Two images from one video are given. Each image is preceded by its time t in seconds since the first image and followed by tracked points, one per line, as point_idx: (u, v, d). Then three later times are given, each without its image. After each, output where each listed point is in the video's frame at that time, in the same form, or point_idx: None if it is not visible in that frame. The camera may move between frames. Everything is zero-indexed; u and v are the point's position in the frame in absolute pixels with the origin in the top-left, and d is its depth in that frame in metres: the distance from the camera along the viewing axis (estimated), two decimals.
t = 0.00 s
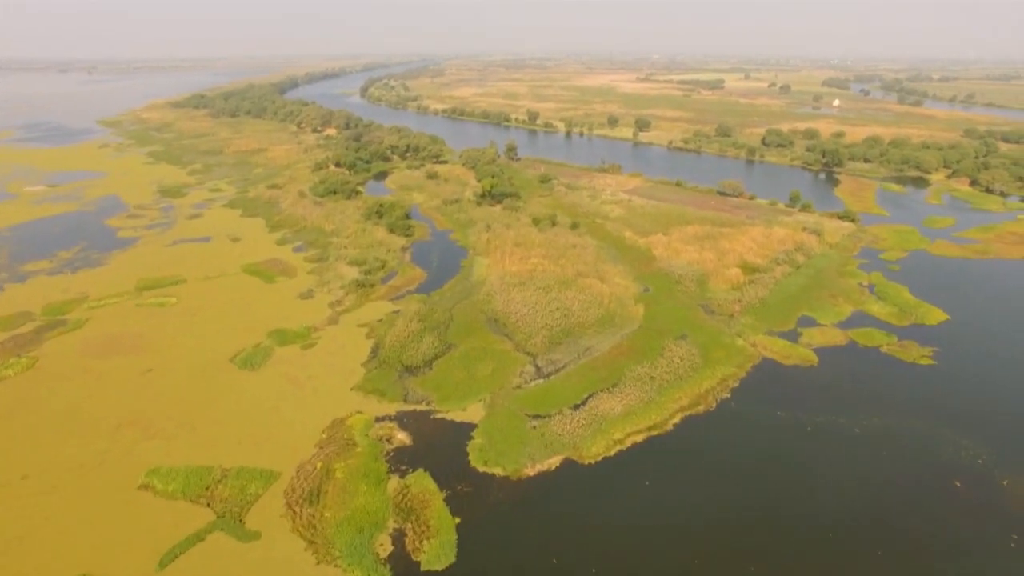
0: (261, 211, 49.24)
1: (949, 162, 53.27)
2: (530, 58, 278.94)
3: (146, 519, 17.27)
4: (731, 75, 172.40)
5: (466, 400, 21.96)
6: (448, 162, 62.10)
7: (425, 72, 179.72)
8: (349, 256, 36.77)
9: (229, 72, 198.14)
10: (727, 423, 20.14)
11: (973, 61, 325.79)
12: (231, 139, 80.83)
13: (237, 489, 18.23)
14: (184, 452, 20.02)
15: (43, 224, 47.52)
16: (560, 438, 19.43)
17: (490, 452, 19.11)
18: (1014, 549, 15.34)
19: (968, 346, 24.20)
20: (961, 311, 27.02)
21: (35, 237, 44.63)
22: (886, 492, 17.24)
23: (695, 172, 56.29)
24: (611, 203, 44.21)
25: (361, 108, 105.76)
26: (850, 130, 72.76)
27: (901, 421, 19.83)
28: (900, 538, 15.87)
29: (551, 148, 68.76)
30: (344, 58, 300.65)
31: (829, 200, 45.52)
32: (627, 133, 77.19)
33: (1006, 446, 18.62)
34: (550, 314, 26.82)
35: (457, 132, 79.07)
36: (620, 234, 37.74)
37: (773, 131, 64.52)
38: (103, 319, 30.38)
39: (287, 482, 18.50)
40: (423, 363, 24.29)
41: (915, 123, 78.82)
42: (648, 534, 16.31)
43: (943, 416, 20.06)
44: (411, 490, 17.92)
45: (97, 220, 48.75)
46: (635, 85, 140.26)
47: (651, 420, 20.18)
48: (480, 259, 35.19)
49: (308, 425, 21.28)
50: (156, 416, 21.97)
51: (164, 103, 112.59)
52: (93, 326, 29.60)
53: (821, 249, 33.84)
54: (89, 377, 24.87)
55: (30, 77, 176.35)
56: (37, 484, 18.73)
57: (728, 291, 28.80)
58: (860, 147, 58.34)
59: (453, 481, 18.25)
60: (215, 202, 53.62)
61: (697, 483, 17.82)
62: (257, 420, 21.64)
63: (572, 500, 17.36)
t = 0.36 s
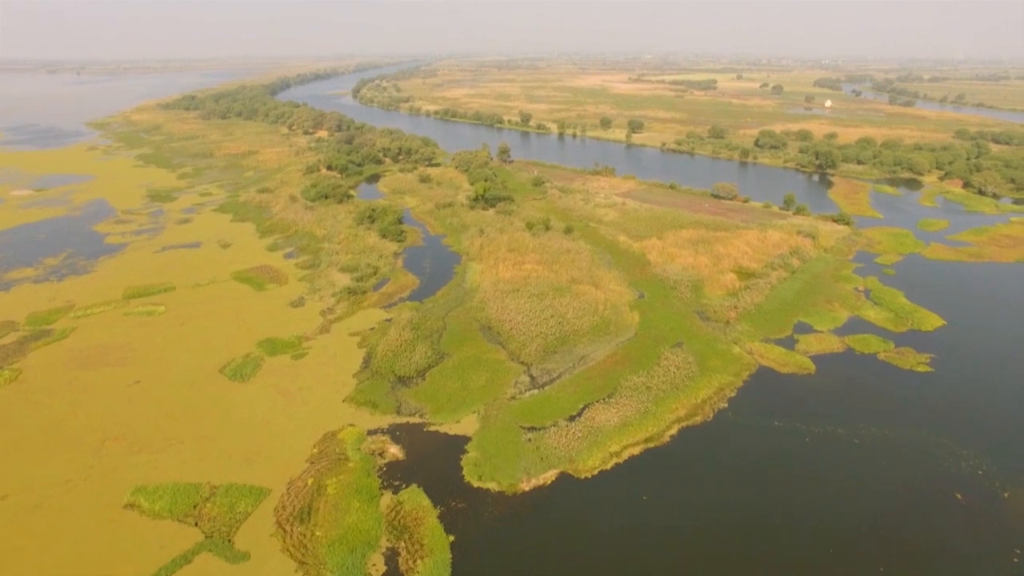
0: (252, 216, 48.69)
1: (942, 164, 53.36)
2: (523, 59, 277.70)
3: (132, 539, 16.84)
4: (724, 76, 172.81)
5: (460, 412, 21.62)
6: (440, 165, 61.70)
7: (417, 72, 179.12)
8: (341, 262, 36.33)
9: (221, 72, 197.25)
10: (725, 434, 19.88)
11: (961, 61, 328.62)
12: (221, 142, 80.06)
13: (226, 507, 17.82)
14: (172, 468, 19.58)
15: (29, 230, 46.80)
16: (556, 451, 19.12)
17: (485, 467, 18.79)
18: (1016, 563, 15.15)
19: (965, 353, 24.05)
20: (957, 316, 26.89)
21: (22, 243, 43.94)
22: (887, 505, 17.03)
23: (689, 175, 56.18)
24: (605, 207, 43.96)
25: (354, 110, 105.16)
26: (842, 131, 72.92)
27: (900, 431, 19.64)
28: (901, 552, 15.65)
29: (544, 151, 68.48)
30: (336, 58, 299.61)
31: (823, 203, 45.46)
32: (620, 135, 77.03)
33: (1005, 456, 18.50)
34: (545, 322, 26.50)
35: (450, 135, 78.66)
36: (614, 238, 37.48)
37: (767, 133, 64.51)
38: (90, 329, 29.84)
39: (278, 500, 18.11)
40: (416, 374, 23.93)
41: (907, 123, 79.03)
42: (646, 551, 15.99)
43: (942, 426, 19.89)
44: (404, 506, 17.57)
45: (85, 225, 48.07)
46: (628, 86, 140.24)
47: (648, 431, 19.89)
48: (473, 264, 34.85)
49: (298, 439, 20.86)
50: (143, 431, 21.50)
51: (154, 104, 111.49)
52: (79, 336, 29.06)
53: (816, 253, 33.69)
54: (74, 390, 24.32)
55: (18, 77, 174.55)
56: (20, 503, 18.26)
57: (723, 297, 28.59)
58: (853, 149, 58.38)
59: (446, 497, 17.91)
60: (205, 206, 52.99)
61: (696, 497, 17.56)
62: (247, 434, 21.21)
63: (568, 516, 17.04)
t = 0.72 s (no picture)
0: (241, 221, 48.15)
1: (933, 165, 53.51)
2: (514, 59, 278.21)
3: (116, 561, 16.40)
4: (715, 76, 173.30)
5: (453, 424, 21.28)
6: (432, 169, 61.27)
7: (409, 73, 178.72)
8: (332, 269, 35.87)
9: (211, 73, 196.25)
10: (721, 445, 19.64)
11: (949, 61, 331.55)
12: (210, 145, 79.26)
13: (213, 526, 17.41)
14: (159, 485, 19.13)
15: (14, 237, 46.03)
16: (551, 464, 18.81)
17: (479, 481, 18.46)
18: None
19: (961, 359, 23.93)
20: (952, 321, 26.79)
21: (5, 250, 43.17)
22: (886, 517, 16.84)
23: (681, 177, 56.06)
24: (598, 210, 43.73)
25: (345, 111, 104.54)
26: (833, 132, 73.10)
27: (898, 441, 19.46)
28: (902, 567, 15.42)
29: (537, 153, 68.18)
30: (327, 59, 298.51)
31: (815, 205, 45.44)
32: (612, 136, 76.91)
33: (1003, 465, 18.35)
34: (538, 330, 26.20)
35: (442, 137, 78.25)
36: (607, 243, 37.23)
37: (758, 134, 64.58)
38: (75, 339, 29.29)
39: (267, 518, 17.70)
40: (408, 385, 23.56)
41: (897, 124, 79.37)
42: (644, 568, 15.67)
43: (940, 435, 19.70)
44: (397, 524, 17.21)
45: (71, 231, 47.33)
46: (619, 87, 140.34)
47: (644, 443, 19.62)
48: (466, 270, 34.51)
49: (288, 454, 20.44)
50: (129, 446, 21.02)
51: (143, 106, 110.31)
52: (64, 347, 28.51)
53: (810, 257, 33.56)
54: (57, 404, 23.76)
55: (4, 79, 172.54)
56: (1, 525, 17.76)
57: (718, 303, 28.39)
58: (845, 150, 58.44)
59: (440, 513, 17.56)
60: (194, 211, 52.32)
61: (693, 510, 17.30)
62: (236, 449, 20.75)
63: (563, 532, 16.72)
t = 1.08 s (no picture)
0: (226, 226, 47.46)
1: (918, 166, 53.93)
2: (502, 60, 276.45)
3: None
4: (701, 77, 174.14)
5: (443, 436, 20.96)
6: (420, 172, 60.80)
7: (396, 74, 177.99)
8: (319, 276, 35.37)
9: (195, 74, 194.27)
10: (713, 455, 19.47)
11: (931, 61, 336.20)
12: (195, 148, 78.22)
13: (198, 547, 16.97)
14: (141, 504, 18.65)
15: None
16: (543, 478, 18.53)
17: (470, 496, 18.15)
18: None
19: (951, 362, 23.96)
20: (941, 324, 26.84)
21: None
22: (880, 526, 16.72)
23: (670, 179, 56.04)
24: (587, 214, 43.57)
25: (331, 113, 103.72)
26: (820, 133, 73.53)
27: (890, 448, 19.38)
28: None
29: (525, 155, 67.98)
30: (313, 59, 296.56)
31: (803, 207, 45.58)
32: (600, 138, 76.86)
33: (996, 471, 18.30)
34: (528, 338, 25.92)
35: (430, 139, 77.79)
36: (597, 247, 37.06)
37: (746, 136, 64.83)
38: (55, 351, 28.64)
39: (253, 537, 17.27)
40: (397, 396, 23.18)
41: (882, 125, 80.04)
42: None
43: (932, 441, 19.65)
44: (387, 541, 16.86)
45: (51, 238, 46.39)
46: (607, 87, 140.56)
47: (636, 454, 19.40)
48: (454, 276, 34.18)
49: (274, 469, 20.01)
50: (110, 463, 20.49)
51: (125, 108, 108.71)
52: (43, 359, 27.86)
53: (799, 260, 33.57)
54: (36, 420, 23.16)
55: None
56: None
57: (709, 308, 28.29)
58: (831, 151, 58.78)
59: (430, 529, 17.22)
60: (178, 217, 51.52)
61: (687, 523, 17.10)
62: (221, 465, 20.28)
63: (555, 548, 16.44)
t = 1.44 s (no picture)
0: (201, 233, 46.45)
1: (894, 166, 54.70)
2: (481, 61, 276.91)
3: None
4: (679, 77, 175.62)
5: (426, 450, 20.58)
6: (399, 176, 60.16)
7: (374, 76, 176.61)
8: (297, 284, 34.71)
9: (168, 76, 190.85)
10: (699, 464, 19.37)
11: (902, 61, 343.36)
12: (169, 152, 76.61)
13: (174, 572, 16.42)
14: (113, 528, 18.00)
15: None
16: (528, 492, 18.26)
17: (455, 512, 17.81)
18: None
19: (931, 364, 24.18)
20: (920, 326, 27.12)
21: None
22: (865, 533, 16.73)
23: (650, 181, 56.14)
24: (568, 217, 43.43)
25: (309, 116, 102.40)
26: (797, 133, 74.31)
27: (874, 453, 19.43)
28: None
29: (505, 158, 67.69)
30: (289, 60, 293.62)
31: (782, 209, 45.92)
32: (580, 139, 76.89)
33: (978, 474, 18.42)
34: (511, 347, 25.63)
35: (409, 142, 77.13)
36: (579, 251, 36.90)
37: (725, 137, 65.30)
38: (22, 366, 27.68)
39: (231, 561, 16.75)
40: (378, 409, 22.74)
41: (857, 125, 81.19)
42: None
43: (914, 444, 19.76)
44: (370, 561, 16.46)
45: (18, 247, 44.98)
46: (586, 88, 140.94)
47: (622, 465, 19.22)
48: (435, 283, 33.77)
49: (253, 488, 19.45)
50: (80, 485, 19.77)
51: (96, 111, 106.19)
52: (10, 376, 26.90)
53: (780, 263, 33.73)
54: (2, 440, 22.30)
55: None
56: None
57: (692, 313, 28.26)
58: (809, 152, 59.43)
59: (414, 548, 16.85)
60: (152, 224, 50.31)
61: (674, 534, 16.94)
62: (197, 485, 19.68)
63: (542, 564, 16.16)
